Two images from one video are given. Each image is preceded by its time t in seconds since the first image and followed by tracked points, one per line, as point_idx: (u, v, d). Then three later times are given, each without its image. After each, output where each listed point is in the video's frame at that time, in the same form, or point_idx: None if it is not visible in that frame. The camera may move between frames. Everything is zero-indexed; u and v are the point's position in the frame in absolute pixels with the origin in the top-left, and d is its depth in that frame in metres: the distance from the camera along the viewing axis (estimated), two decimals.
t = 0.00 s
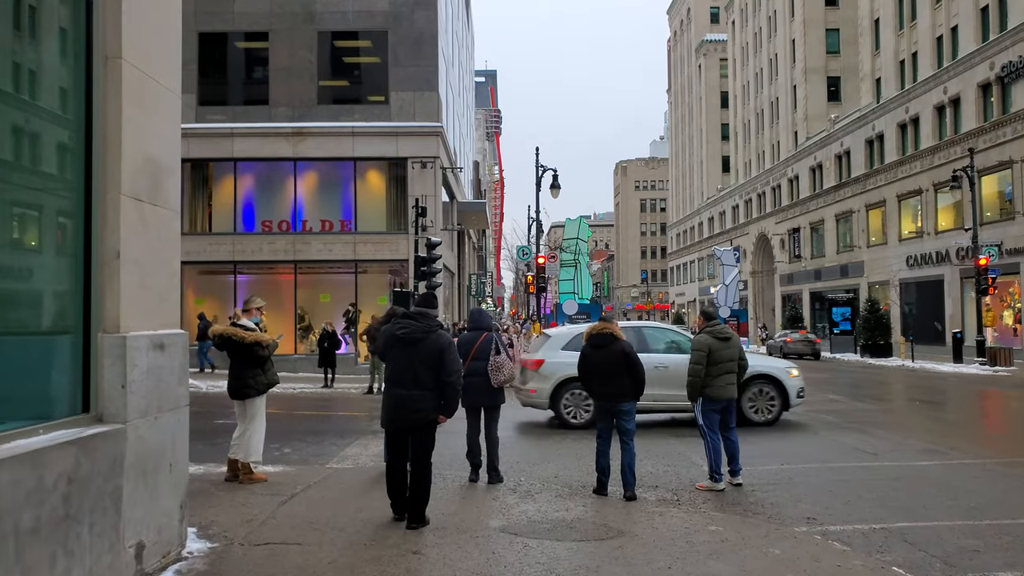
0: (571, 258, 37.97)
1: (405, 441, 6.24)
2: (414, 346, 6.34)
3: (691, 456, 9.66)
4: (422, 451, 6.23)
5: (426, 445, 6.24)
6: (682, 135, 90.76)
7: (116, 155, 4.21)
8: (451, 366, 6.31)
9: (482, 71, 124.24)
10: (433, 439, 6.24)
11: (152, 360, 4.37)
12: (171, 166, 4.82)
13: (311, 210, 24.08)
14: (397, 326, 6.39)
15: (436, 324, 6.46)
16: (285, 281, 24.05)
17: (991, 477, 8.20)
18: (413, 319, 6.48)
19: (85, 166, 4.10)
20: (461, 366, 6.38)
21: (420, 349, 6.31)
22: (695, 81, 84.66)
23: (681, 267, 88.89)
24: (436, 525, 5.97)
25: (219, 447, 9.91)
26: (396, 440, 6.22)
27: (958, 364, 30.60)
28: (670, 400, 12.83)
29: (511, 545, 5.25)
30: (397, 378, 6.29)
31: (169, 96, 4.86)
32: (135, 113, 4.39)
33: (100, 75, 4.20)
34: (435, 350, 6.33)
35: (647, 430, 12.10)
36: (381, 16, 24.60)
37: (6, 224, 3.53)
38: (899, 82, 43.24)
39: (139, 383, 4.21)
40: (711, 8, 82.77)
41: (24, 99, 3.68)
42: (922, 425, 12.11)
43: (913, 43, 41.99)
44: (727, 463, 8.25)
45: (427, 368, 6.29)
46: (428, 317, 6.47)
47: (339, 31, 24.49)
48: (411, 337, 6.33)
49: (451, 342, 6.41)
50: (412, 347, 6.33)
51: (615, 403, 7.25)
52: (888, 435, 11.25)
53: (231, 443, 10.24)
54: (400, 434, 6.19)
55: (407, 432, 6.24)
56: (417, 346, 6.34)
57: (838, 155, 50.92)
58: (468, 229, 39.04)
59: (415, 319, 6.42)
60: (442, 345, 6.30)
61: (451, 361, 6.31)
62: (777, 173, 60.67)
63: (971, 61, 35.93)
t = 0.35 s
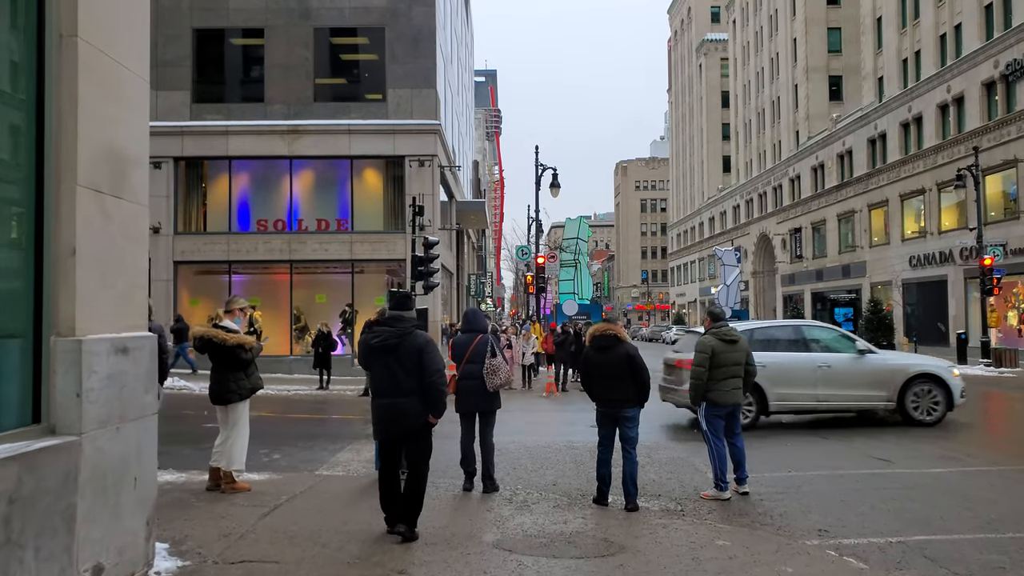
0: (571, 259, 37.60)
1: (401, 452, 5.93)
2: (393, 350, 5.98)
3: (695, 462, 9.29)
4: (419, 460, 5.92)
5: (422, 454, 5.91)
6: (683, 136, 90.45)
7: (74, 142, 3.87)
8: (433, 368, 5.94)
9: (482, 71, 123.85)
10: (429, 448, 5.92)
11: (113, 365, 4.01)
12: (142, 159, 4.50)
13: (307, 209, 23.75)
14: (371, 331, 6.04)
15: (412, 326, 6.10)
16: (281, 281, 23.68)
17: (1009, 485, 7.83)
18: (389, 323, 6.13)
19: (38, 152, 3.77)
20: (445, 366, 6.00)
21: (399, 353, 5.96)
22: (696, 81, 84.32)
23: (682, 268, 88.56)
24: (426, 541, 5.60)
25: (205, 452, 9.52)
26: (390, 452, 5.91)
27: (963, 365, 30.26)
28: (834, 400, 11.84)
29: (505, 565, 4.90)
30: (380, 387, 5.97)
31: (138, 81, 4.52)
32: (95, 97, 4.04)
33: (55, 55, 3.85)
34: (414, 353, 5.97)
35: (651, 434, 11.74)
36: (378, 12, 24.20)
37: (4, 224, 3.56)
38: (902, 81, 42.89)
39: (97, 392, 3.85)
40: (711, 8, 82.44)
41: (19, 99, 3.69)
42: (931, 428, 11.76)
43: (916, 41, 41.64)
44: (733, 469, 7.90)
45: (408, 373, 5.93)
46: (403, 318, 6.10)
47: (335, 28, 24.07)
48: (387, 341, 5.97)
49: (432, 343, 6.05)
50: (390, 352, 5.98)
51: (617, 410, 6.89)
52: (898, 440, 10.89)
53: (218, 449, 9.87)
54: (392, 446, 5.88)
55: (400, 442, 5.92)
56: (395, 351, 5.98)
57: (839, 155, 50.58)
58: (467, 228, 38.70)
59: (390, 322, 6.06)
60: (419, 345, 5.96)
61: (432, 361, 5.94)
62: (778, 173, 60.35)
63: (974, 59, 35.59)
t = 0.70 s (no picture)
0: (571, 258, 37.26)
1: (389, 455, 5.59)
2: (381, 347, 5.65)
3: (699, 468, 8.92)
4: (408, 463, 5.58)
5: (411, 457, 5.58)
6: (683, 135, 90.15)
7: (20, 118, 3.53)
8: (423, 365, 5.62)
9: (482, 70, 123.41)
10: (419, 450, 5.60)
11: (67, 367, 3.67)
12: (100, 141, 4.17)
13: (303, 207, 23.42)
14: (357, 328, 5.70)
15: (400, 322, 5.78)
16: (276, 280, 23.33)
17: None
18: (376, 321, 5.79)
19: None
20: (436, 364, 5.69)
21: (387, 350, 5.63)
22: (697, 80, 84.00)
23: (682, 268, 88.25)
24: (415, 555, 5.22)
25: (189, 457, 9.15)
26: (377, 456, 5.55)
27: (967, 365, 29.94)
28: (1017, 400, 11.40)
29: None
30: (367, 386, 5.63)
31: (96, 59, 4.20)
32: (44, 72, 3.72)
33: None
34: (403, 349, 5.64)
35: (653, 438, 11.37)
36: (375, 7, 23.79)
37: None
38: (906, 78, 42.53)
39: (45, 395, 3.51)
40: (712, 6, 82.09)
41: None
42: (941, 430, 11.39)
43: (919, 39, 41.29)
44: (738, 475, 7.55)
45: (397, 370, 5.60)
46: (390, 314, 5.77)
47: (332, 23, 23.66)
48: (374, 338, 5.64)
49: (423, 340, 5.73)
50: (378, 350, 5.64)
51: (618, 412, 6.53)
52: (908, 444, 10.52)
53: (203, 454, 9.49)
54: (380, 450, 5.52)
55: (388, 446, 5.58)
56: (384, 349, 5.65)
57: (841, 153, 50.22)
58: (466, 227, 38.37)
59: (377, 319, 5.74)
60: (410, 340, 5.66)
61: (422, 358, 5.62)
62: (779, 172, 60.00)
63: (979, 56, 35.24)
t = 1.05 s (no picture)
0: (571, 257, 36.92)
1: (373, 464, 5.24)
2: (385, 353, 5.28)
3: (704, 473, 8.57)
4: (395, 472, 5.25)
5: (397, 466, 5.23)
6: (684, 134, 89.81)
7: None
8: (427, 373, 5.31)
9: (482, 69, 123.02)
10: (405, 459, 5.26)
11: (14, 371, 3.33)
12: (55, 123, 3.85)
13: (300, 205, 23.08)
14: (362, 331, 5.33)
15: (408, 329, 5.43)
16: (272, 280, 23.00)
17: None
18: (383, 324, 5.43)
19: None
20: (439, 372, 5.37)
21: (391, 357, 5.28)
22: (698, 79, 83.65)
23: (683, 267, 87.85)
24: (402, 568, 4.86)
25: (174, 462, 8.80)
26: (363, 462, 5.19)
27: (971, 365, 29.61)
28: None
29: None
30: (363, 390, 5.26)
31: (55, 38, 3.92)
32: None
33: None
34: (408, 357, 5.32)
35: (656, 441, 11.03)
36: (372, 3, 23.42)
37: None
38: (908, 76, 42.15)
39: None
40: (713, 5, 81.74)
41: None
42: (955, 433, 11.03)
43: (922, 36, 40.90)
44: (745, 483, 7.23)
45: (399, 379, 5.26)
46: (399, 320, 5.43)
47: (328, 18, 23.31)
48: (380, 343, 5.27)
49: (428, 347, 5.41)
50: (381, 355, 5.28)
51: (618, 415, 6.19)
52: (920, 448, 10.17)
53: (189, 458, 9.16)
54: (368, 457, 5.16)
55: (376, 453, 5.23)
56: (388, 355, 5.30)
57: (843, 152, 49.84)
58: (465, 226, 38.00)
59: (385, 323, 5.39)
60: (419, 349, 5.33)
61: (428, 368, 5.33)
62: (780, 171, 59.65)
63: (983, 53, 34.89)
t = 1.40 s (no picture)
0: (570, 257, 36.58)
1: (359, 472, 4.81)
2: (373, 355, 4.82)
3: (707, 479, 8.22)
4: (383, 479, 4.80)
5: (385, 475, 4.80)
6: (684, 134, 89.47)
7: None
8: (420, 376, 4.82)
9: (482, 68, 122.47)
10: (394, 468, 4.83)
11: None
12: None
13: (294, 203, 22.72)
14: (349, 331, 4.86)
15: (398, 329, 4.95)
16: (266, 279, 22.66)
17: None
18: (371, 323, 4.96)
19: None
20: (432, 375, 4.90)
21: (380, 358, 4.81)
22: (698, 78, 83.31)
23: (683, 267, 87.50)
24: None
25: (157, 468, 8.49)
26: (348, 471, 4.77)
27: (975, 365, 29.26)
28: None
29: None
30: (349, 393, 4.82)
31: None
32: None
33: None
34: (398, 359, 4.84)
35: (657, 445, 10.66)
36: None
37: None
38: (910, 74, 41.80)
39: None
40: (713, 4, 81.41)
41: None
42: (972, 440, 10.70)
43: (925, 33, 40.55)
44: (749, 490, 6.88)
45: (388, 382, 4.80)
46: (388, 318, 4.94)
47: (323, 14, 22.96)
48: (368, 344, 4.81)
49: (420, 348, 4.93)
50: (368, 357, 4.82)
51: (620, 420, 5.85)
52: (930, 453, 9.81)
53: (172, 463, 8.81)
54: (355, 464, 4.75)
55: (362, 461, 4.80)
56: (378, 356, 4.83)
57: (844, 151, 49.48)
58: (464, 225, 37.63)
59: (373, 323, 4.91)
60: (412, 349, 4.87)
61: (420, 371, 4.85)
62: (781, 170, 59.29)
63: (986, 50, 34.58)
